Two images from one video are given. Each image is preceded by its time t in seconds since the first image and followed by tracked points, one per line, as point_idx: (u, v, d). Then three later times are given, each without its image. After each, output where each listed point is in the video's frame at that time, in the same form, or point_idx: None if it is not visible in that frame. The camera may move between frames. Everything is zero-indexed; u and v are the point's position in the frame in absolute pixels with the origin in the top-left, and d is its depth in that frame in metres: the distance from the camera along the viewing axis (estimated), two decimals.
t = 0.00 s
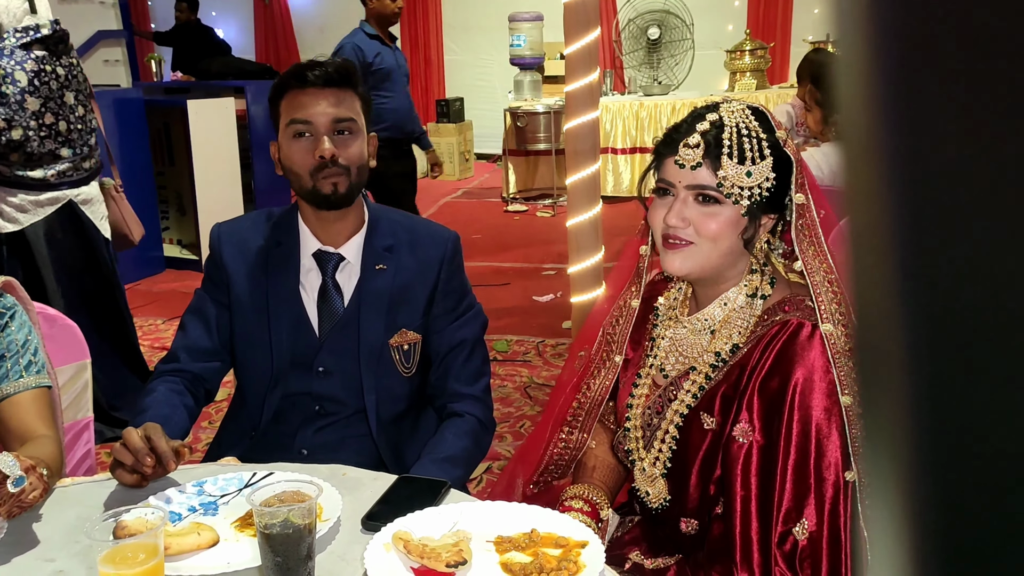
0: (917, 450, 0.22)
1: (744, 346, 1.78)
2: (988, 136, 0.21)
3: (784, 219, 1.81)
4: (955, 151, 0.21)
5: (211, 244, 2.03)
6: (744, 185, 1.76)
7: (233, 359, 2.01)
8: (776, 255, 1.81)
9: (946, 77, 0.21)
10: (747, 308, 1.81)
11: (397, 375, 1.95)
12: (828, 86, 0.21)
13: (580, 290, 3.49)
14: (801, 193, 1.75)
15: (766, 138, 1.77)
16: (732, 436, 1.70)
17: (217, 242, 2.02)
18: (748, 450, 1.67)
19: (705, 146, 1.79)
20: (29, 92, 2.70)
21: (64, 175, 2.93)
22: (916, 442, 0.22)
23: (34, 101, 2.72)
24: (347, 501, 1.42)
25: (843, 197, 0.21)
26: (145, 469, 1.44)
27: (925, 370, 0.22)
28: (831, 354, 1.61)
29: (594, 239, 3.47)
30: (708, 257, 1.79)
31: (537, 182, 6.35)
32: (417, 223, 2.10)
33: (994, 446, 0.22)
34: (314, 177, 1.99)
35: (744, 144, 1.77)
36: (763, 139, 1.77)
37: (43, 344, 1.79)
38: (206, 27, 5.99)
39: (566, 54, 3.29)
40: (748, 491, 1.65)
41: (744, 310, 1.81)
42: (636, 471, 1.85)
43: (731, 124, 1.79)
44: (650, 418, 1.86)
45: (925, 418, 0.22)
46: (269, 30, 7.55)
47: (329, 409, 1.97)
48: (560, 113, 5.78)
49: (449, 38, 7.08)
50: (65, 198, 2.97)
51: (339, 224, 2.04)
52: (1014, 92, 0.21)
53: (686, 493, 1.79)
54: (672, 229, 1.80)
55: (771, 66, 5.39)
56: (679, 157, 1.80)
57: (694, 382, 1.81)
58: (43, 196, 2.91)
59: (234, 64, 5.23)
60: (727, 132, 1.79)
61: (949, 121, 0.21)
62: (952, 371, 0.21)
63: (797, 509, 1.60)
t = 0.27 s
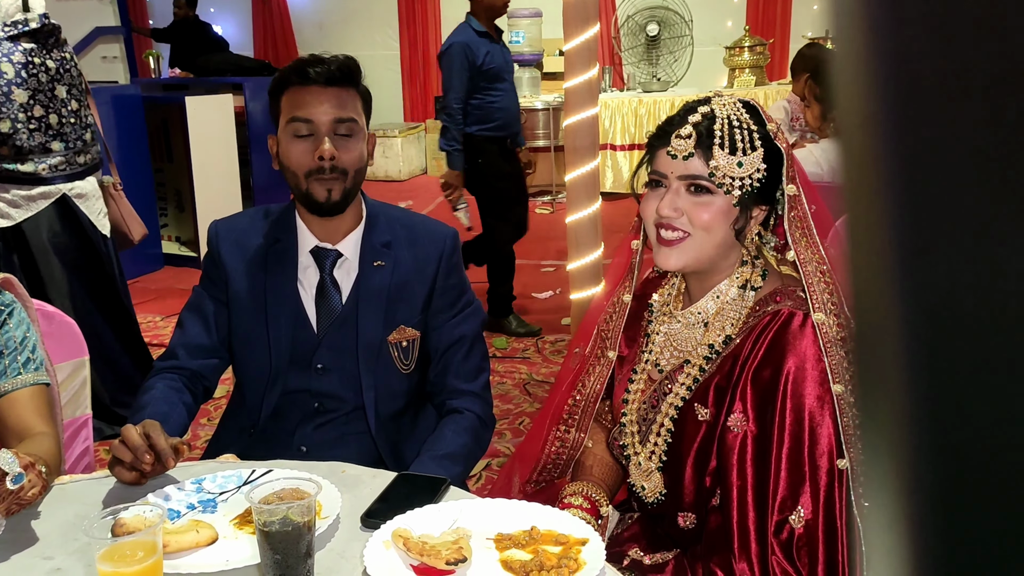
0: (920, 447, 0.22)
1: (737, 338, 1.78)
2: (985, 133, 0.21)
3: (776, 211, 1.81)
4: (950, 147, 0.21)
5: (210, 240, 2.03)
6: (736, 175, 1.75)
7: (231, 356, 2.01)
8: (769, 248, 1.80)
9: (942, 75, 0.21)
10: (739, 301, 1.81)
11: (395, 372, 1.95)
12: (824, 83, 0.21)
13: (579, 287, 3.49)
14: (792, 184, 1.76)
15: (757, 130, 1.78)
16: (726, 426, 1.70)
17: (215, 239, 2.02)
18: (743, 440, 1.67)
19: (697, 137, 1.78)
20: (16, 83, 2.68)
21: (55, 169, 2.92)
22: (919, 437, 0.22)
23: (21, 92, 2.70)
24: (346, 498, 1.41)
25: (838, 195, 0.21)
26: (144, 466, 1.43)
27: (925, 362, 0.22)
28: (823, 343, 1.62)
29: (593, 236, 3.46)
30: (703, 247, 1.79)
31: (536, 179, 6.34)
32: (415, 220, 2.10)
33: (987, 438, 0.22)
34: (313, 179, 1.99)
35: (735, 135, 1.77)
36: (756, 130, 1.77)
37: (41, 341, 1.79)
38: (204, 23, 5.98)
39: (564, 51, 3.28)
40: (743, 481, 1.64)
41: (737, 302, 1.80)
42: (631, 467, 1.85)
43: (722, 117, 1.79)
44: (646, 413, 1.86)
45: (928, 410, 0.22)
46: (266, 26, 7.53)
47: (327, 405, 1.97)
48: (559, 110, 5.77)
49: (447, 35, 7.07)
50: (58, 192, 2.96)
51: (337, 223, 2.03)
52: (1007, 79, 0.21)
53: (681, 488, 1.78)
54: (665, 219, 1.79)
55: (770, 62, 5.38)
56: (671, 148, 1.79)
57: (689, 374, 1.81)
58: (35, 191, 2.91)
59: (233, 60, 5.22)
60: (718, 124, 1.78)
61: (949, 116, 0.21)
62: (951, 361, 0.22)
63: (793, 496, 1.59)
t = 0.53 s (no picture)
0: (922, 466, 0.21)
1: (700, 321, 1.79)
2: (990, 138, 0.19)
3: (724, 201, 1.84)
4: (954, 149, 0.20)
5: (208, 237, 2.02)
6: (681, 169, 1.79)
7: (229, 353, 1.99)
8: (727, 234, 1.83)
9: (946, 78, 0.19)
10: (704, 288, 1.82)
11: (395, 370, 1.94)
12: (826, 84, 0.20)
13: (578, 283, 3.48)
14: (736, 171, 1.80)
15: (694, 125, 1.82)
16: (694, 406, 1.68)
17: (213, 236, 2.02)
18: (711, 416, 1.65)
19: (639, 139, 1.82)
20: (13, 83, 2.65)
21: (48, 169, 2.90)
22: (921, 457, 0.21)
23: (18, 92, 2.67)
24: (344, 497, 1.41)
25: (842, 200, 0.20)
26: (141, 465, 1.42)
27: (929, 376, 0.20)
28: (785, 316, 1.63)
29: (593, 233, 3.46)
30: (661, 244, 1.81)
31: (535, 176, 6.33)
32: (415, 217, 2.09)
33: (998, 469, 0.20)
34: (328, 179, 1.98)
35: (674, 132, 1.80)
36: (695, 125, 1.81)
37: (37, 339, 1.78)
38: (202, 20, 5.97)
39: (563, 47, 3.27)
40: (718, 461, 1.63)
41: (702, 289, 1.82)
42: (617, 465, 1.85)
43: (661, 118, 1.83)
44: (628, 409, 1.86)
45: (933, 431, 0.20)
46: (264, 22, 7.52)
47: (325, 403, 1.96)
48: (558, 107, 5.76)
49: (446, 31, 7.06)
50: (49, 192, 2.95)
51: (336, 222, 2.02)
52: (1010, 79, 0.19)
53: (666, 481, 1.77)
54: (622, 221, 1.82)
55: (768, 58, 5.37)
56: (616, 153, 1.83)
57: (660, 364, 1.80)
58: (26, 190, 2.89)
59: (231, 57, 5.21)
60: (657, 125, 1.82)
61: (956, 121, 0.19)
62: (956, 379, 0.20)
63: (767, 467, 1.58)
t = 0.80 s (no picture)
0: (921, 456, 0.21)
1: (700, 316, 1.79)
2: (1010, 133, 0.19)
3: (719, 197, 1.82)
4: (954, 148, 0.20)
5: (205, 229, 2.01)
6: (661, 181, 1.77)
7: (226, 347, 1.99)
8: (720, 228, 1.80)
9: (953, 73, 0.20)
10: (701, 283, 1.81)
11: (394, 366, 1.95)
12: (830, 82, 0.20)
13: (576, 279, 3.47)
14: (726, 172, 1.77)
15: (675, 129, 1.78)
16: (694, 399, 1.68)
17: (210, 229, 2.01)
18: (711, 410, 1.65)
19: (621, 152, 1.80)
20: (12, 76, 2.64)
21: (48, 162, 2.89)
22: (921, 449, 0.21)
23: (17, 85, 2.66)
24: (343, 492, 1.40)
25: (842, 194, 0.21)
26: (141, 461, 1.42)
27: (933, 367, 0.21)
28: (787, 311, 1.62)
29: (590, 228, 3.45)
30: (655, 255, 1.81)
31: (532, 171, 6.32)
32: (413, 212, 2.08)
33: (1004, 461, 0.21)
34: (306, 175, 1.97)
35: (656, 140, 1.77)
36: (677, 130, 1.78)
37: (36, 334, 1.77)
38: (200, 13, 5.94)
39: (562, 41, 3.26)
40: (717, 453, 1.63)
41: (699, 286, 1.81)
42: (611, 456, 1.84)
43: (641, 124, 1.80)
44: (625, 402, 1.86)
45: (933, 424, 0.21)
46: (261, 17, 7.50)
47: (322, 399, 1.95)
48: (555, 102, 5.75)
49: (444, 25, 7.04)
50: (48, 184, 2.93)
51: (332, 218, 2.01)
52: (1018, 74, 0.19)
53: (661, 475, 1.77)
54: (613, 234, 1.82)
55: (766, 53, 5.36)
56: (599, 166, 1.81)
57: (659, 359, 1.80)
58: (25, 182, 2.87)
59: (228, 51, 5.20)
60: (638, 133, 1.79)
61: (959, 118, 0.20)
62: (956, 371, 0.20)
63: (766, 462, 1.58)
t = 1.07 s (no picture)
0: (916, 452, 0.21)
1: (745, 330, 1.70)
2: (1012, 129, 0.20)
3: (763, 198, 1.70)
4: (951, 148, 0.20)
5: (194, 220, 2.00)
6: (695, 185, 1.66)
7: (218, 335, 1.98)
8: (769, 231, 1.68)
9: (953, 55, 0.20)
10: (747, 291, 1.71)
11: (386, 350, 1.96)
12: (823, 66, 0.20)
13: (571, 268, 3.46)
14: (773, 174, 1.65)
15: (712, 127, 1.66)
16: (729, 418, 1.63)
17: (199, 219, 2.00)
18: (746, 431, 1.61)
19: (654, 156, 1.70)
20: None
21: (30, 142, 2.88)
22: (913, 429, 0.21)
23: None
24: (337, 480, 1.40)
25: (833, 176, 0.21)
26: (133, 448, 1.41)
27: (925, 347, 0.21)
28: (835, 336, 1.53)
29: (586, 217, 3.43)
30: (696, 262, 1.73)
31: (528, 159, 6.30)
32: (400, 194, 2.06)
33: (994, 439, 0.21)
34: (289, 161, 1.95)
35: (690, 141, 1.67)
36: (713, 130, 1.66)
37: (28, 320, 1.76)
38: None
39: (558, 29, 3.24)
40: (743, 475, 1.59)
41: (742, 295, 1.72)
42: (634, 453, 1.83)
43: (676, 123, 1.68)
44: (648, 400, 1.82)
45: (926, 404, 0.21)
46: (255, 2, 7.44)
47: (315, 386, 1.95)
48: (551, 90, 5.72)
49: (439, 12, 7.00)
50: (30, 164, 2.92)
51: (318, 204, 1.99)
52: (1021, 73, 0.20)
53: (682, 474, 1.76)
54: (650, 240, 1.72)
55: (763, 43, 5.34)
56: (634, 170, 1.72)
57: (694, 366, 1.74)
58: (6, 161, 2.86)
59: (222, 37, 5.16)
60: (673, 134, 1.68)
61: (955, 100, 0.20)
62: (946, 349, 0.21)
63: (795, 492, 1.53)
